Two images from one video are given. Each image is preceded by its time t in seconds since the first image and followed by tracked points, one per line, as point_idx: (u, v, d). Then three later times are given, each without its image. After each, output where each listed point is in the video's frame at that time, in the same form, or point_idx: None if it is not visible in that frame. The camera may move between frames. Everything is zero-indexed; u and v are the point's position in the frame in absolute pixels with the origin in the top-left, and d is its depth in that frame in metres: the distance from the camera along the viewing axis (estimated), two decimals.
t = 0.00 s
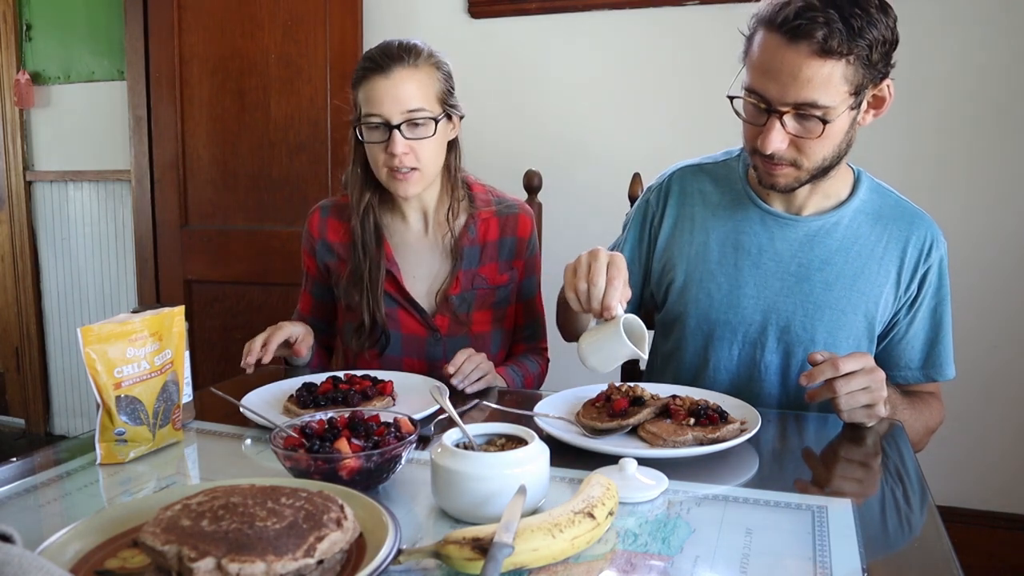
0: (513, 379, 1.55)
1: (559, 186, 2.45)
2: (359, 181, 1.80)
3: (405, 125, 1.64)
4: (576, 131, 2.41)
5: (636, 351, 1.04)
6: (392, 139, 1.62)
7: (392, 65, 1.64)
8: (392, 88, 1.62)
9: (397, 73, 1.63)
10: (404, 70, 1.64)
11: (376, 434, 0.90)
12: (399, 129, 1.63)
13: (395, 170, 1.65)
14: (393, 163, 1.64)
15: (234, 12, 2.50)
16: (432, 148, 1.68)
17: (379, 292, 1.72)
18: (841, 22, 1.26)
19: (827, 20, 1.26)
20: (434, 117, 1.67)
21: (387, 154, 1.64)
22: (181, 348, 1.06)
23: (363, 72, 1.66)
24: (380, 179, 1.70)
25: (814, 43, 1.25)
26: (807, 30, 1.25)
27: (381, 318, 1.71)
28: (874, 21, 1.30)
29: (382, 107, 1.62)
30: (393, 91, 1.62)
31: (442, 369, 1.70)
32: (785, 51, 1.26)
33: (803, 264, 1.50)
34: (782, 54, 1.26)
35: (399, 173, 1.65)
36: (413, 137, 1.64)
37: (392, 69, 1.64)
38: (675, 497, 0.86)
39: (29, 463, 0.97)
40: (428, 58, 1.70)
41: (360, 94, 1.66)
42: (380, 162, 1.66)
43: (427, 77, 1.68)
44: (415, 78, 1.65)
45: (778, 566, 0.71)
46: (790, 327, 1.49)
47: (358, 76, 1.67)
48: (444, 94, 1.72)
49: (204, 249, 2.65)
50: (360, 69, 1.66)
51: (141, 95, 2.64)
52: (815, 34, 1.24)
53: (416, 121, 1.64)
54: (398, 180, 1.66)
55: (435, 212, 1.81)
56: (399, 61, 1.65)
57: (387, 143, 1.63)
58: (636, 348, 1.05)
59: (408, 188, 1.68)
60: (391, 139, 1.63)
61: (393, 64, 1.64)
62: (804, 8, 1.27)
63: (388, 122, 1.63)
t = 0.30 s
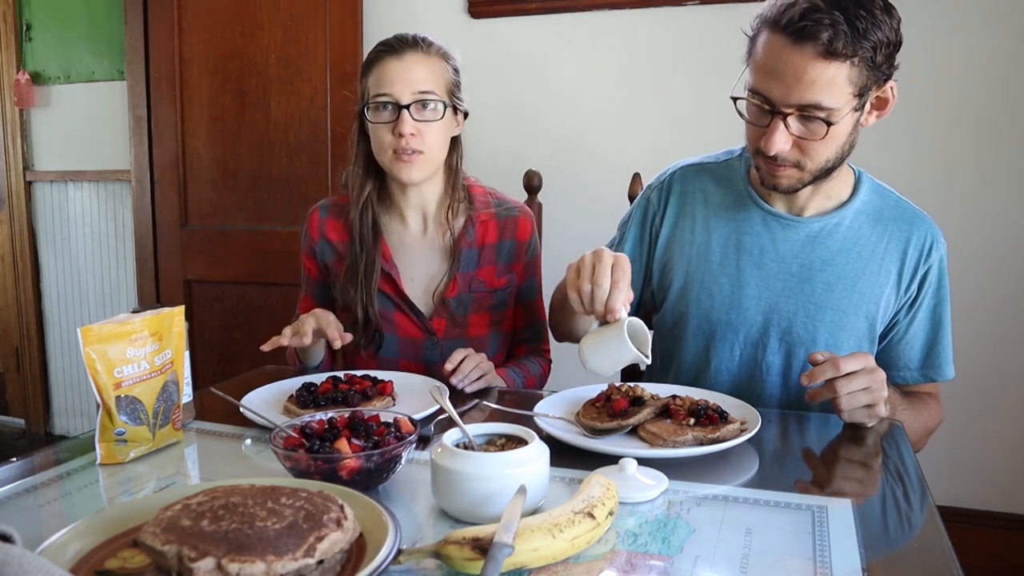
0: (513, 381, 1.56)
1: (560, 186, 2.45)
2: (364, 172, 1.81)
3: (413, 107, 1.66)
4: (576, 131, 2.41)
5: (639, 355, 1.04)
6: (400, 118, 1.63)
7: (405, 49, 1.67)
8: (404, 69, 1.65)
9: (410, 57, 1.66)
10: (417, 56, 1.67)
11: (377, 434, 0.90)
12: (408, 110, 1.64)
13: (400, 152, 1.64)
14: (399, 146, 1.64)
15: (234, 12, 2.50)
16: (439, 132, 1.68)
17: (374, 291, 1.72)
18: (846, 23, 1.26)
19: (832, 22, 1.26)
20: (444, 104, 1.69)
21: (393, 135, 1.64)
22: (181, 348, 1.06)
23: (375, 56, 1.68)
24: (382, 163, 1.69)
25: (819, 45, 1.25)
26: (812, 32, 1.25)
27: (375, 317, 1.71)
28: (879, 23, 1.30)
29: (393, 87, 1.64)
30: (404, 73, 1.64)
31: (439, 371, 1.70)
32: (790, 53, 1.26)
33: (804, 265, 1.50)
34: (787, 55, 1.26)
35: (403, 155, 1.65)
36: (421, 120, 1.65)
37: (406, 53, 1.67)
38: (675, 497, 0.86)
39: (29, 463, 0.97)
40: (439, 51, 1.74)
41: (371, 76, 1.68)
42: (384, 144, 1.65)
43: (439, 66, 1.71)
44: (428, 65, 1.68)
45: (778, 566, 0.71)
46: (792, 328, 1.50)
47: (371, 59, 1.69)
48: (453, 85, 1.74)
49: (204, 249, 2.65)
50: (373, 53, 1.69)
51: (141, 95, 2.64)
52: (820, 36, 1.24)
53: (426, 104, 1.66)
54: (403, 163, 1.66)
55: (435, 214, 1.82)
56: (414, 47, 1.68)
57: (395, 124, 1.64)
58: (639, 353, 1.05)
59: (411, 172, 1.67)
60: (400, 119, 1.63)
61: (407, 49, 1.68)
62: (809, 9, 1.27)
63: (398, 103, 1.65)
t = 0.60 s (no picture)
0: (514, 380, 1.55)
1: (559, 186, 2.45)
2: (364, 172, 1.81)
3: (419, 108, 1.65)
4: (577, 132, 2.41)
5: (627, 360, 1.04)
6: (407, 120, 1.63)
7: (408, 51, 1.67)
8: (409, 71, 1.65)
9: (414, 58, 1.67)
10: (422, 57, 1.68)
11: (377, 434, 0.90)
12: (415, 111, 1.64)
13: (407, 153, 1.64)
14: (406, 147, 1.64)
15: (234, 12, 2.50)
16: (443, 133, 1.68)
17: (377, 291, 1.72)
18: (848, 25, 1.26)
19: (834, 24, 1.25)
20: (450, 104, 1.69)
21: (400, 136, 1.64)
22: (181, 348, 1.06)
23: (378, 57, 1.68)
24: (386, 165, 1.69)
25: (822, 46, 1.25)
26: (814, 34, 1.25)
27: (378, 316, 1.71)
28: (882, 24, 1.30)
29: (399, 89, 1.64)
30: (409, 74, 1.64)
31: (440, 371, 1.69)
32: (792, 54, 1.26)
33: (805, 265, 1.50)
34: (789, 56, 1.26)
35: (409, 156, 1.65)
36: (427, 120, 1.65)
37: (410, 54, 1.67)
38: (675, 497, 0.86)
39: (29, 463, 0.97)
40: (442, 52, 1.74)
41: (375, 78, 1.68)
42: (391, 145, 1.65)
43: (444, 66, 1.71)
44: (433, 66, 1.69)
45: (778, 566, 0.71)
46: (793, 328, 1.50)
47: (373, 58, 1.69)
48: (454, 85, 1.74)
49: (204, 249, 2.65)
50: (375, 54, 1.69)
51: (141, 94, 2.64)
52: (823, 37, 1.24)
53: (431, 105, 1.66)
54: (409, 166, 1.66)
55: (436, 214, 1.82)
56: (417, 47, 1.69)
57: (401, 125, 1.64)
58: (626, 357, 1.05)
59: (416, 173, 1.67)
60: (406, 120, 1.63)
61: (411, 49, 1.68)
62: (811, 10, 1.27)
63: (403, 104, 1.64)
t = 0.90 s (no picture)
0: (513, 380, 1.55)
1: (559, 186, 2.45)
2: (363, 171, 1.81)
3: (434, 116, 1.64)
4: (576, 132, 2.41)
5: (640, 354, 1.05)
6: (424, 127, 1.62)
7: (420, 55, 1.66)
8: (424, 77, 1.64)
9: (428, 64, 1.66)
10: (435, 62, 1.67)
11: (376, 433, 0.90)
12: (431, 118, 1.63)
13: (420, 159, 1.64)
14: (420, 153, 1.64)
15: (234, 12, 2.50)
16: (454, 140, 1.68)
17: (375, 292, 1.72)
18: (846, 25, 1.26)
19: (832, 24, 1.26)
20: (461, 108, 1.69)
21: (414, 143, 1.63)
22: (181, 348, 1.06)
23: (388, 60, 1.65)
24: (396, 170, 1.68)
25: (820, 46, 1.25)
26: (812, 34, 1.25)
27: (377, 318, 1.71)
28: (880, 24, 1.30)
29: (414, 95, 1.63)
30: (425, 81, 1.64)
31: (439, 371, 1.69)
32: (790, 54, 1.26)
33: (804, 265, 1.50)
34: (787, 56, 1.26)
35: (422, 162, 1.65)
36: (442, 127, 1.65)
37: (424, 59, 1.66)
38: (675, 497, 0.86)
39: (29, 463, 0.97)
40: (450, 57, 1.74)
41: (386, 82, 1.66)
42: (403, 151, 1.64)
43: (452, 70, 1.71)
44: (444, 70, 1.68)
45: (778, 566, 0.71)
46: (791, 328, 1.50)
47: (381, 61, 1.66)
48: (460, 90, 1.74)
49: (204, 249, 2.65)
50: (385, 57, 1.66)
51: (141, 94, 2.64)
52: (821, 37, 1.24)
53: (447, 111, 1.65)
54: (422, 172, 1.66)
55: (434, 214, 1.81)
56: (429, 52, 1.68)
57: (417, 132, 1.63)
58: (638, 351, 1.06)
59: (429, 179, 1.67)
60: (422, 127, 1.63)
61: (425, 54, 1.67)
62: (810, 10, 1.27)
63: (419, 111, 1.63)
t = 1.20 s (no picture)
0: (514, 380, 1.55)
1: (559, 186, 2.45)
2: (364, 171, 1.81)
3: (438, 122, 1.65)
4: (576, 131, 2.41)
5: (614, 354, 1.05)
6: (429, 134, 1.62)
7: (417, 61, 1.64)
8: (426, 83, 1.63)
9: (428, 69, 1.65)
10: (434, 66, 1.67)
11: (377, 434, 0.90)
12: (435, 125, 1.63)
13: (427, 165, 1.64)
14: (426, 159, 1.64)
15: (235, 13, 2.50)
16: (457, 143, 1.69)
17: (378, 295, 1.71)
18: (841, 18, 1.27)
19: (827, 17, 1.26)
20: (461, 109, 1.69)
21: (420, 150, 1.63)
22: (181, 348, 1.06)
23: (388, 67, 1.64)
24: (401, 177, 1.68)
25: (815, 39, 1.25)
26: (807, 26, 1.25)
27: (381, 324, 1.70)
28: (875, 18, 1.30)
29: (418, 103, 1.62)
30: (427, 87, 1.63)
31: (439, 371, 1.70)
32: (786, 47, 1.26)
33: (802, 264, 1.50)
34: (783, 49, 1.27)
35: (429, 168, 1.65)
36: (447, 132, 1.65)
37: (424, 65, 1.65)
38: (675, 497, 0.86)
39: (29, 463, 0.97)
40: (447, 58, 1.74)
41: (387, 90, 1.65)
42: (409, 159, 1.64)
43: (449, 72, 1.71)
44: (443, 74, 1.68)
45: (778, 566, 0.71)
46: (790, 326, 1.50)
47: (382, 68, 1.65)
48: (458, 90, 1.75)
49: (204, 249, 2.65)
50: (385, 63, 1.65)
51: (141, 95, 2.64)
52: (816, 30, 1.25)
53: (450, 115, 1.66)
54: (428, 177, 1.66)
55: (433, 213, 1.81)
56: (428, 56, 1.67)
57: (423, 139, 1.63)
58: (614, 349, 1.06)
59: (436, 185, 1.68)
60: (427, 134, 1.63)
61: (424, 59, 1.66)
62: (805, 4, 1.28)
63: (422, 118, 1.63)
